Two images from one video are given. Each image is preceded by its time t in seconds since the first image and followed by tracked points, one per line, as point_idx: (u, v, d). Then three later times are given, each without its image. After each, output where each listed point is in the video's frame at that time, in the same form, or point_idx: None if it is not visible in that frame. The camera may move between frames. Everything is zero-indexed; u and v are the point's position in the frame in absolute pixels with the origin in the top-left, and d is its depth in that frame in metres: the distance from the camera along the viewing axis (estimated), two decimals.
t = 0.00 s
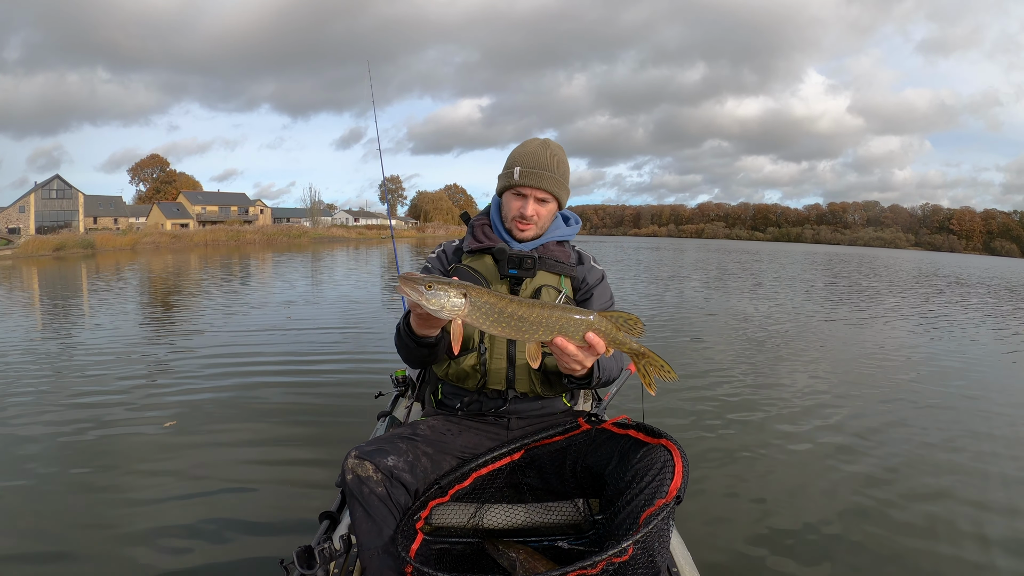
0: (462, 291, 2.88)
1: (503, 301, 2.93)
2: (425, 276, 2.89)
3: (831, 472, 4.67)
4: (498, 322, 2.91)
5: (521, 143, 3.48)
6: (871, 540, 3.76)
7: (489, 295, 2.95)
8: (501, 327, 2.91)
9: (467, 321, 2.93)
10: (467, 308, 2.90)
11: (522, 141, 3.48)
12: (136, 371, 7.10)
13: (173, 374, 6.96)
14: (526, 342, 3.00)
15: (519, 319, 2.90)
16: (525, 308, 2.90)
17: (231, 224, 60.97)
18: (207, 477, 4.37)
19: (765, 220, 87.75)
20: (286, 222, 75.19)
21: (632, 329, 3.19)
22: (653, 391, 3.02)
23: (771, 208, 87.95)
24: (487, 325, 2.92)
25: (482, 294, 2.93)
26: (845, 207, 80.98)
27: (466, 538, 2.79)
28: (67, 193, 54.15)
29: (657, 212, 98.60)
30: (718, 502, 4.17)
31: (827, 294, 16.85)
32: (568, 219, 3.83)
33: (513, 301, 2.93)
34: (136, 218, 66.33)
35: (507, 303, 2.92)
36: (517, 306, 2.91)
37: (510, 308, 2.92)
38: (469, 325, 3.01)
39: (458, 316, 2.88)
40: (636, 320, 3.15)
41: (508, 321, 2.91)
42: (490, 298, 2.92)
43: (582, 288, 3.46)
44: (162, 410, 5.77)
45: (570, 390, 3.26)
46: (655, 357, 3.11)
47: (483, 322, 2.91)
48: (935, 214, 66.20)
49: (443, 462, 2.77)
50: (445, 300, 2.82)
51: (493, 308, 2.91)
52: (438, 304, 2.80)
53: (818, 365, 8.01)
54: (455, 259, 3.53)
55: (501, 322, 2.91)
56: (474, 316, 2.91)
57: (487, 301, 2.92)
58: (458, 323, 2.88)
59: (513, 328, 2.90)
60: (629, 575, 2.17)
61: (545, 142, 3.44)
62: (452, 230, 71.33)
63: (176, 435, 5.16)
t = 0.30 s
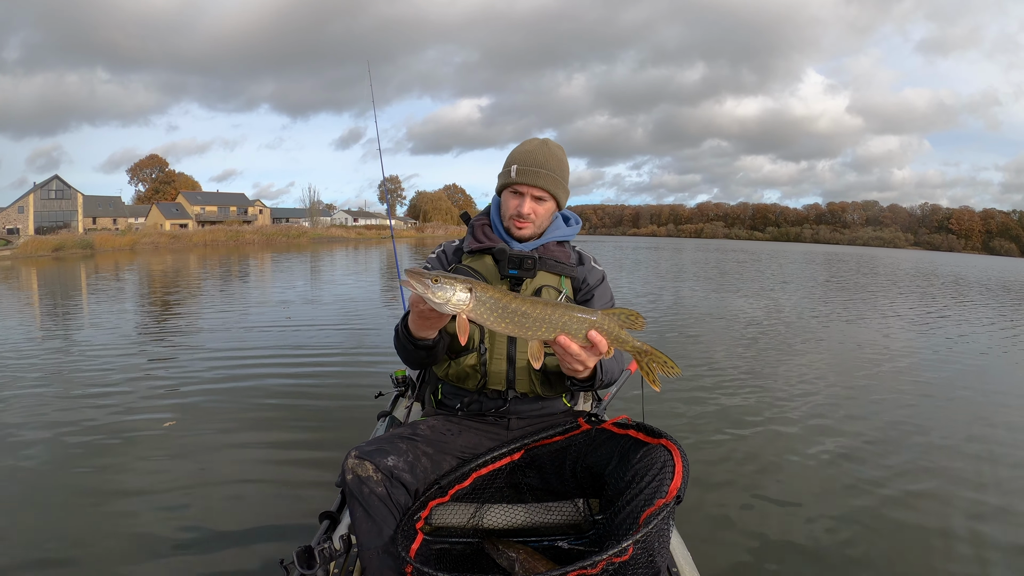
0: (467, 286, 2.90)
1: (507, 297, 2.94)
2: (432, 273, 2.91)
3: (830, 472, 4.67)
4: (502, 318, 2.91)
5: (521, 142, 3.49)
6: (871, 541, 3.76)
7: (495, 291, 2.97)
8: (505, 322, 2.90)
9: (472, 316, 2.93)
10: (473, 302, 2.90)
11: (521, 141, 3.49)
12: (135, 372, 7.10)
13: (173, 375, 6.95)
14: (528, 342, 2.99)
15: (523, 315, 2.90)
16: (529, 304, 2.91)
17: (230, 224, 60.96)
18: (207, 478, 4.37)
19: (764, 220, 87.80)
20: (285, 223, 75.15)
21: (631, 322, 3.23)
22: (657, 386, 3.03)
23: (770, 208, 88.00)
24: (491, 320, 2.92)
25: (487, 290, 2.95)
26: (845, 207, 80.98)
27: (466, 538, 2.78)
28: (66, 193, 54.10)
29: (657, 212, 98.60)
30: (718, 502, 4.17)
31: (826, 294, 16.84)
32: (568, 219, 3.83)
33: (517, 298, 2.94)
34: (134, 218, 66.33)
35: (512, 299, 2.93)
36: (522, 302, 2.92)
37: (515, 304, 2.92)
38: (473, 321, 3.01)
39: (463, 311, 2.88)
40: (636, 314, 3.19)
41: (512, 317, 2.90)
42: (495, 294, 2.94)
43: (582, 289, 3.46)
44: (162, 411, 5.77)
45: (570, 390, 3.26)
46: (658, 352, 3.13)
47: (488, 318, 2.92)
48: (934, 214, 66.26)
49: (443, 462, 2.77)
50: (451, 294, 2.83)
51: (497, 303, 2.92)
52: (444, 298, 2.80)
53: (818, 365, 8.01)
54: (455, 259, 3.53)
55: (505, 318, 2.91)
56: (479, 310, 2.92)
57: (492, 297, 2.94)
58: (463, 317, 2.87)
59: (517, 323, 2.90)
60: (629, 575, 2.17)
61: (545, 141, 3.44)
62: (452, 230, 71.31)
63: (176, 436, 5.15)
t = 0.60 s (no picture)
0: (476, 279, 2.89)
1: (514, 292, 2.95)
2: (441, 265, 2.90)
3: (830, 472, 4.67)
4: (508, 311, 2.90)
5: (517, 142, 3.51)
6: (872, 540, 3.76)
7: (502, 285, 2.97)
8: (510, 317, 2.90)
9: (478, 309, 2.91)
10: (480, 294, 2.89)
11: (518, 141, 3.51)
12: (135, 372, 7.10)
13: (173, 375, 6.95)
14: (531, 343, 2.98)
15: (528, 310, 2.91)
16: (534, 301, 2.92)
17: (229, 224, 60.91)
18: (207, 478, 4.37)
19: (764, 219, 87.84)
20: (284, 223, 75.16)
21: (633, 320, 3.24)
22: (661, 393, 3.03)
23: (769, 208, 88.04)
24: (497, 314, 2.91)
25: (495, 283, 2.94)
26: (844, 207, 80.89)
27: (466, 538, 2.79)
28: (65, 194, 54.10)
29: (656, 211, 98.59)
30: (718, 502, 4.17)
31: (826, 293, 16.84)
32: (568, 219, 3.83)
33: (524, 294, 2.95)
34: (133, 218, 66.34)
35: (518, 295, 2.94)
36: (528, 298, 2.93)
37: (521, 299, 2.93)
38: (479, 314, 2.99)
39: (470, 303, 2.87)
40: (639, 311, 3.19)
41: (518, 312, 2.90)
42: (502, 288, 2.94)
43: (582, 290, 3.46)
44: (162, 411, 5.77)
45: (570, 391, 3.27)
46: (662, 357, 3.13)
47: (494, 310, 2.90)
48: (934, 213, 66.29)
49: (443, 462, 2.77)
50: (459, 285, 2.81)
51: (505, 297, 2.92)
52: (452, 289, 2.78)
53: (818, 364, 8.01)
54: (455, 260, 3.53)
55: (511, 311, 2.90)
56: (485, 302, 2.90)
57: (499, 291, 2.93)
58: (470, 310, 2.86)
59: (523, 319, 2.90)
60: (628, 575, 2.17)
61: (540, 140, 3.45)
62: (451, 231, 71.30)
63: (176, 436, 5.15)
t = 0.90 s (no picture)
0: (469, 287, 2.91)
1: (509, 295, 2.95)
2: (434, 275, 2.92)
3: (830, 472, 4.67)
4: (505, 316, 2.90)
5: (515, 142, 3.50)
6: (873, 539, 3.76)
7: (496, 291, 2.98)
8: (508, 321, 2.90)
9: (474, 316, 2.93)
10: (474, 301, 2.91)
11: (516, 141, 3.50)
12: (135, 371, 7.09)
13: (171, 375, 6.93)
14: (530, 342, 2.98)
15: (525, 312, 2.90)
16: (530, 302, 2.92)
17: (227, 224, 60.83)
18: (208, 477, 4.36)
19: (763, 220, 87.92)
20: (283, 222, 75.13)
21: (629, 312, 3.24)
22: (661, 380, 3.07)
23: (769, 208, 88.07)
24: (494, 319, 2.91)
25: (488, 290, 2.96)
26: (843, 207, 80.93)
27: (466, 538, 2.79)
28: (64, 193, 54.05)
29: (655, 211, 98.60)
30: (720, 502, 4.17)
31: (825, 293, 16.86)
32: (568, 219, 3.83)
33: (519, 296, 2.94)
34: (132, 218, 66.30)
35: (513, 298, 2.94)
36: (524, 301, 2.93)
37: (517, 303, 2.93)
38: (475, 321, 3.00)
39: (465, 311, 2.89)
40: (634, 303, 3.19)
41: (514, 315, 2.90)
42: (496, 294, 2.95)
43: (582, 290, 3.46)
44: (161, 410, 5.76)
45: (570, 391, 3.27)
46: (659, 345, 3.16)
47: (490, 317, 2.91)
48: (932, 214, 66.39)
49: (443, 462, 2.77)
50: (453, 295, 2.83)
51: (500, 302, 2.92)
52: (446, 298, 2.80)
53: (817, 364, 8.01)
54: (455, 261, 3.53)
55: (507, 316, 2.90)
56: (481, 309, 2.92)
57: (493, 296, 2.94)
58: (465, 318, 2.88)
59: (520, 322, 2.90)
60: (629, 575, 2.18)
61: (539, 139, 3.44)
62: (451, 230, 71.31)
63: (176, 435, 5.14)
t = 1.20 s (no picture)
0: (462, 293, 2.90)
1: (502, 302, 2.94)
2: (426, 280, 2.92)
3: (831, 473, 4.67)
4: (498, 323, 2.91)
5: (520, 143, 3.46)
6: (873, 539, 3.76)
7: (489, 296, 2.95)
8: (502, 328, 2.91)
9: (467, 323, 2.93)
10: (467, 309, 2.89)
11: (521, 141, 3.46)
12: (134, 371, 7.08)
13: (171, 374, 6.92)
14: (527, 346, 2.99)
15: (519, 319, 2.90)
16: (524, 308, 2.91)
17: (226, 223, 60.78)
18: (207, 476, 4.35)
19: (762, 220, 87.98)
20: (282, 222, 75.09)
21: (626, 319, 3.22)
22: (657, 382, 3.10)
23: (768, 209, 88.13)
24: (488, 326, 2.92)
25: (482, 296, 2.94)
26: (843, 208, 80.96)
27: (466, 538, 2.79)
28: (63, 192, 54.04)
29: (655, 212, 98.56)
30: (720, 502, 4.16)
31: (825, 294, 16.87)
32: (567, 219, 3.83)
33: (513, 302, 2.94)
34: (132, 217, 66.28)
35: (507, 304, 2.94)
36: (517, 307, 2.92)
37: (510, 309, 2.93)
38: (468, 327, 3.00)
39: (458, 318, 2.88)
40: (631, 311, 3.17)
41: (508, 322, 2.91)
42: (489, 300, 2.93)
43: (581, 289, 3.46)
44: (161, 409, 5.75)
45: (569, 391, 3.28)
46: (655, 348, 3.15)
47: (483, 324, 2.91)
48: (932, 215, 66.46)
49: (443, 461, 2.77)
50: (445, 302, 2.82)
51: (493, 309, 2.92)
52: (438, 306, 2.78)
53: (817, 365, 8.02)
54: (453, 261, 3.52)
55: (500, 323, 2.91)
56: (473, 317, 2.91)
57: (486, 303, 2.93)
58: (458, 325, 2.87)
59: (514, 328, 2.90)
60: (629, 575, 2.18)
61: (545, 141, 3.43)
62: (450, 231, 71.31)
63: (176, 434, 5.13)
